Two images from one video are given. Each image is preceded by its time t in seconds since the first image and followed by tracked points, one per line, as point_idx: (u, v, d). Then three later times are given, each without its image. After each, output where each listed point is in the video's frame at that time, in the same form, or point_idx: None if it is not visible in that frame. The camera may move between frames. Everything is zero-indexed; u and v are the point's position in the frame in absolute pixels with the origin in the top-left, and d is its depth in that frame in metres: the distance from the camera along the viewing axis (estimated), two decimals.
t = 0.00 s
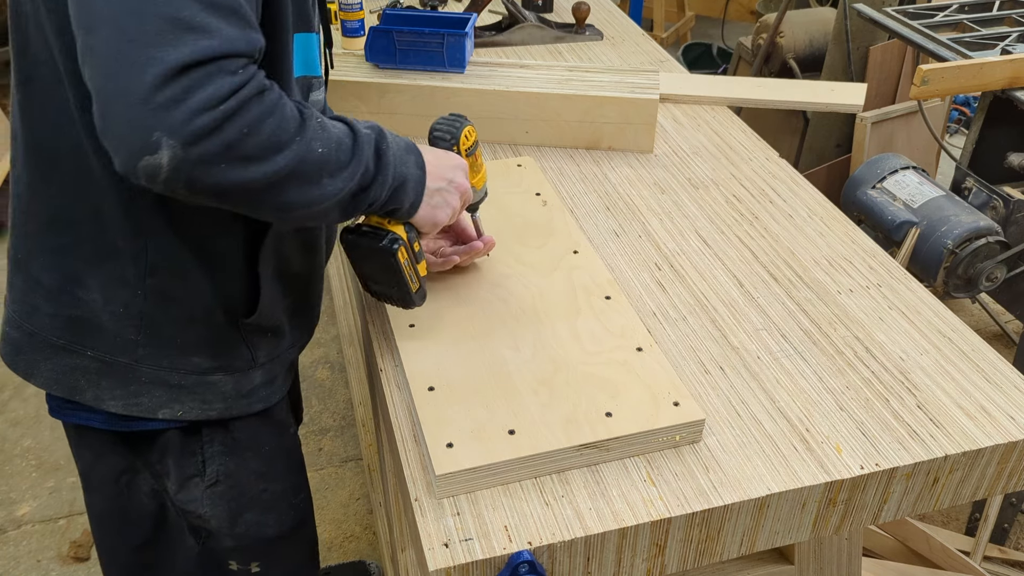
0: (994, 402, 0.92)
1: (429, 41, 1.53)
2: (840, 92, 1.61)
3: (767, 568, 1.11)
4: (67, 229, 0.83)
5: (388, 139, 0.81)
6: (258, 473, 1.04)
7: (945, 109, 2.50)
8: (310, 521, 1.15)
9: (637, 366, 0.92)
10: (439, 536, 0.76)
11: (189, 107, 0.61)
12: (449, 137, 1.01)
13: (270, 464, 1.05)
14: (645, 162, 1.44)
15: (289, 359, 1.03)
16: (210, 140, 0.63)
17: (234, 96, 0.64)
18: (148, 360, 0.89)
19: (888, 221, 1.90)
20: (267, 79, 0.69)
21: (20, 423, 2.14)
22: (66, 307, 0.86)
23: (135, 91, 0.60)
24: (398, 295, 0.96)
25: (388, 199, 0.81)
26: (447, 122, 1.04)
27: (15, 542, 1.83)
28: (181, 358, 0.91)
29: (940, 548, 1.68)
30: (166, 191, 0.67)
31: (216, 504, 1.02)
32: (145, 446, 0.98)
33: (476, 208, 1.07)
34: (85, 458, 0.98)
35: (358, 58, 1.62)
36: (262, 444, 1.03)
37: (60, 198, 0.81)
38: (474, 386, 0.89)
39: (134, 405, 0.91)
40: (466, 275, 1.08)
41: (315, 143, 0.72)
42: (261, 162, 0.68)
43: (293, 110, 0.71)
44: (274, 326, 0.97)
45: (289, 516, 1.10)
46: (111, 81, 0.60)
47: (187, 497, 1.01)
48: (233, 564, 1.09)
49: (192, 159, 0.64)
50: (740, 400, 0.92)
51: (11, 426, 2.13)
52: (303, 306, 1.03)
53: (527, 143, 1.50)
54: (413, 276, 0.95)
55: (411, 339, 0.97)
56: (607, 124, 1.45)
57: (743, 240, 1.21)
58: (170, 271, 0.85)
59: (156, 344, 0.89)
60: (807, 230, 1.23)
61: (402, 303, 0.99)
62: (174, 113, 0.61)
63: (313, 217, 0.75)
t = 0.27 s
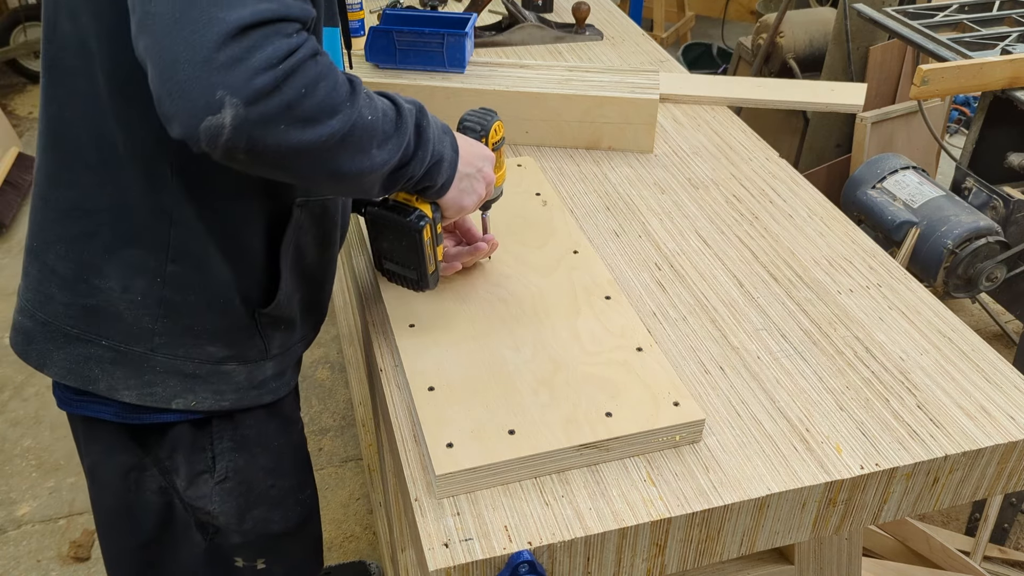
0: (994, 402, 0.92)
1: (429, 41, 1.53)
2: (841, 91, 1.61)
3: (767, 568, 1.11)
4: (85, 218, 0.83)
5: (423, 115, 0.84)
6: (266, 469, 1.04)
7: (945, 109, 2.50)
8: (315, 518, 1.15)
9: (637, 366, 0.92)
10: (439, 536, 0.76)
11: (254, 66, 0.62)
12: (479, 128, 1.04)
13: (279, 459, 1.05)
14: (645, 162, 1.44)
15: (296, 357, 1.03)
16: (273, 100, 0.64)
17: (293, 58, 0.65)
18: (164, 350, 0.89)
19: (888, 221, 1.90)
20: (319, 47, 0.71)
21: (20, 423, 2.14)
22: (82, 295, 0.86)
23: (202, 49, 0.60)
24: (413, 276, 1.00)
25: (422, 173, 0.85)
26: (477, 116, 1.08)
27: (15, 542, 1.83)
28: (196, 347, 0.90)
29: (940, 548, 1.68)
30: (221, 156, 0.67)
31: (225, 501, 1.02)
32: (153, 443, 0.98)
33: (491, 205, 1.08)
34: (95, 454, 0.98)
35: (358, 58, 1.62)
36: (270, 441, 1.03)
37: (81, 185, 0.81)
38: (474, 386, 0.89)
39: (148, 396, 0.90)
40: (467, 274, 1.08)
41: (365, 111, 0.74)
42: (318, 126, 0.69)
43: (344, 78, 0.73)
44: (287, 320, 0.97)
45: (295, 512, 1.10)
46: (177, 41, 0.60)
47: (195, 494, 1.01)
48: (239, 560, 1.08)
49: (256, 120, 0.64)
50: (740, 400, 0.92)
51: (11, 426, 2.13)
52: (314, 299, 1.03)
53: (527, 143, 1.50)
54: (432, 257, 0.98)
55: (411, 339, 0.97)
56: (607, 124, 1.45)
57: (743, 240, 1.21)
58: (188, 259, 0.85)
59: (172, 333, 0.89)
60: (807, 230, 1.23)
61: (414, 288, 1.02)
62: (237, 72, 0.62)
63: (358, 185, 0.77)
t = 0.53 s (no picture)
0: (994, 403, 0.92)
1: (429, 41, 1.54)
2: (840, 91, 1.61)
3: (767, 567, 1.11)
4: (105, 207, 0.83)
5: (445, 98, 0.87)
6: (273, 464, 1.04)
7: (945, 109, 2.50)
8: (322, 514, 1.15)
9: (637, 366, 0.92)
10: (439, 536, 0.76)
11: (305, 20, 0.63)
12: (485, 120, 1.08)
13: (287, 455, 1.05)
14: (645, 162, 1.44)
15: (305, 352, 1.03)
16: (323, 56, 0.65)
17: (339, 18, 0.67)
18: (185, 337, 0.89)
19: (888, 221, 1.90)
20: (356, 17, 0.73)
21: (20, 423, 2.14)
22: (102, 284, 0.86)
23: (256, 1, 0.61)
24: (426, 266, 1.00)
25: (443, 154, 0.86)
26: (481, 109, 1.11)
27: (15, 542, 1.83)
28: (216, 333, 0.90)
29: (940, 548, 1.68)
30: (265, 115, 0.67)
31: (232, 496, 1.02)
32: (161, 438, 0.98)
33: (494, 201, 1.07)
34: (102, 450, 0.98)
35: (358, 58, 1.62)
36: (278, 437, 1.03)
37: (102, 173, 0.81)
38: (474, 386, 0.89)
39: (169, 382, 0.90)
40: (469, 274, 1.08)
41: (400, 80, 0.75)
42: (362, 87, 0.70)
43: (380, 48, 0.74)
44: (304, 306, 0.98)
45: (302, 508, 1.09)
46: None
47: (203, 489, 1.01)
48: (245, 556, 1.09)
49: (306, 75, 0.65)
50: (740, 401, 0.92)
51: (11, 426, 2.13)
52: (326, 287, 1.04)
53: (527, 143, 1.50)
54: (446, 246, 0.99)
55: (411, 339, 0.97)
56: (607, 124, 1.45)
57: (743, 240, 1.21)
58: (211, 245, 0.86)
59: (193, 319, 0.89)
60: (807, 230, 1.23)
61: (426, 279, 1.03)
62: (291, 24, 0.63)
63: (391, 155, 0.77)
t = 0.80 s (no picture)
0: (994, 402, 0.92)
1: (429, 41, 1.55)
2: (840, 91, 1.61)
3: (767, 567, 1.11)
4: (130, 202, 0.83)
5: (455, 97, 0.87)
6: (277, 463, 1.04)
7: (945, 109, 2.50)
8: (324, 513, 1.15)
9: (637, 366, 0.92)
10: (438, 536, 0.76)
11: None
12: (481, 120, 1.10)
13: (289, 454, 1.05)
14: (645, 162, 1.44)
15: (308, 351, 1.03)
16: (353, 34, 0.65)
17: None
18: (212, 330, 0.89)
19: (887, 221, 1.90)
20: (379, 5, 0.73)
21: (20, 423, 2.14)
22: (128, 279, 0.86)
23: None
24: (439, 268, 0.99)
25: (454, 151, 0.86)
26: (475, 107, 1.13)
27: (15, 542, 1.83)
28: (242, 325, 0.91)
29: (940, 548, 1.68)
30: (291, 91, 0.65)
31: (236, 495, 1.02)
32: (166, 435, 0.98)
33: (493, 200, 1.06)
34: (107, 448, 0.98)
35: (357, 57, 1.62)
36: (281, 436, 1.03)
37: (128, 168, 0.81)
38: (475, 386, 0.89)
39: (196, 376, 0.90)
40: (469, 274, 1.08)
41: (419, 69, 0.75)
42: (388, 70, 0.69)
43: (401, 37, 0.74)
44: (322, 295, 1.00)
45: (303, 507, 1.09)
46: None
47: (207, 488, 1.01)
48: (246, 556, 1.08)
49: (338, 51, 0.64)
50: (740, 401, 0.92)
51: (11, 426, 2.13)
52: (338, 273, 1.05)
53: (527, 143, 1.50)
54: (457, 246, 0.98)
55: (411, 339, 0.97)
56: (607, 124, 1.45)
57: (743, 240, 1.21)
58: (239, 237, 0.86)
59: (220, 311, 0.89)
60: (807, 230, 1.23)
61: (439, 281, 1.02)
62: None
63: (407, 145, 0.76)
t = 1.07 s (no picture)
0: (994, 402, 0.92)
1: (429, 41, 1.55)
2: (840, 91, 1.61)
3: (767, 567, 1.11)
4: (153, 192, 0.83)
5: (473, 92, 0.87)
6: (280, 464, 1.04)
7: (945, 109, 2.50)
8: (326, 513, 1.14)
9: (637, 366, 0.92)
10: (438, 536, 0.76)
11: None
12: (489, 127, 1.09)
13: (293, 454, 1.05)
14: (645, 162, 1.44)
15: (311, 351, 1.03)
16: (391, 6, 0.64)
17: None
18: (231, 321, 0.89)
19: (887, 221, 1.90)
20: None
21: (20, 423, 2.14)
22: (149, 269, 0.86)
23: None
24: (452, 267, 0.97)
25: (472, 145, 0.85)
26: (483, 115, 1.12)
27: (15, 542, 1.83)
28: (260, 317, 0.90)
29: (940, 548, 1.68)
30: (324, 60, 0.64)
31: (239, 495, 1.01)
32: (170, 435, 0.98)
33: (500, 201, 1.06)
34: (112, 448, 0.99)
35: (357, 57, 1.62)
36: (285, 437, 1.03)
37: (152, 158, 0.81)
38: (475, 386, 0.89)
39: (214, 367, 0.90)
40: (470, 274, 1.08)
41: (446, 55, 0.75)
42: (421, 48, 0.69)
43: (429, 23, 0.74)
44: (336, 291, 0.98)
45: (306, 508, 1.08)
46: None
47: (211, 488, 1.01)
48: (247, 553, 1.08)
49: (376, 23, 0.63)
50: (740, 401, 0.92)
51: (11, 426, 2.13)
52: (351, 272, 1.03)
53: (527, 143, 1.50)
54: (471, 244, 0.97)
55: (411, 339, 0.97)
56: (607, 124, 1.45)
57: (743, 240, 1.21)
58: (260, 228, 0.85)
59: (239, 302, 0.89)
60: (807, 230, 1.23)
61: (450, 280, 0.99)
62: None
63: (432, 130, 0.75)
